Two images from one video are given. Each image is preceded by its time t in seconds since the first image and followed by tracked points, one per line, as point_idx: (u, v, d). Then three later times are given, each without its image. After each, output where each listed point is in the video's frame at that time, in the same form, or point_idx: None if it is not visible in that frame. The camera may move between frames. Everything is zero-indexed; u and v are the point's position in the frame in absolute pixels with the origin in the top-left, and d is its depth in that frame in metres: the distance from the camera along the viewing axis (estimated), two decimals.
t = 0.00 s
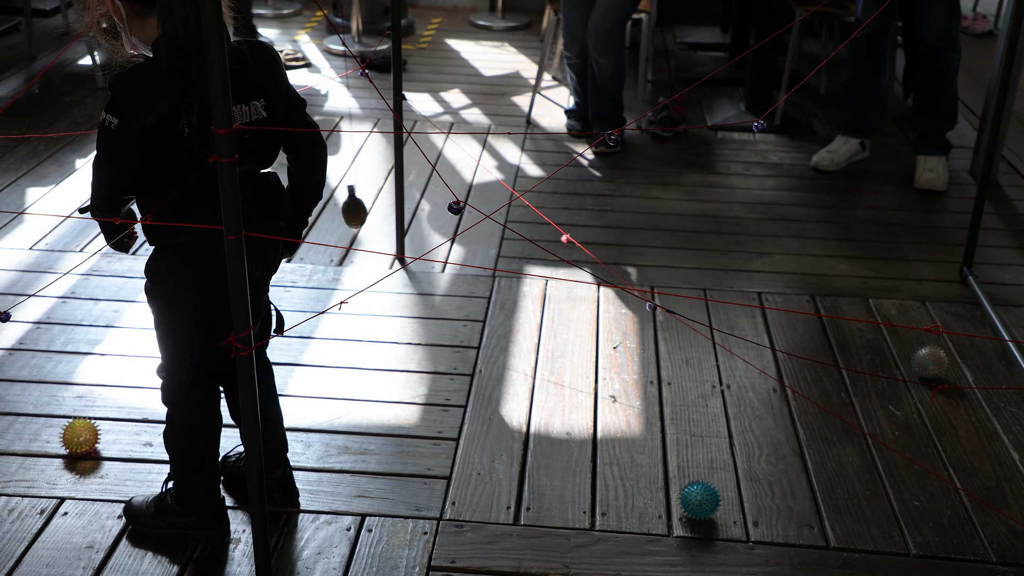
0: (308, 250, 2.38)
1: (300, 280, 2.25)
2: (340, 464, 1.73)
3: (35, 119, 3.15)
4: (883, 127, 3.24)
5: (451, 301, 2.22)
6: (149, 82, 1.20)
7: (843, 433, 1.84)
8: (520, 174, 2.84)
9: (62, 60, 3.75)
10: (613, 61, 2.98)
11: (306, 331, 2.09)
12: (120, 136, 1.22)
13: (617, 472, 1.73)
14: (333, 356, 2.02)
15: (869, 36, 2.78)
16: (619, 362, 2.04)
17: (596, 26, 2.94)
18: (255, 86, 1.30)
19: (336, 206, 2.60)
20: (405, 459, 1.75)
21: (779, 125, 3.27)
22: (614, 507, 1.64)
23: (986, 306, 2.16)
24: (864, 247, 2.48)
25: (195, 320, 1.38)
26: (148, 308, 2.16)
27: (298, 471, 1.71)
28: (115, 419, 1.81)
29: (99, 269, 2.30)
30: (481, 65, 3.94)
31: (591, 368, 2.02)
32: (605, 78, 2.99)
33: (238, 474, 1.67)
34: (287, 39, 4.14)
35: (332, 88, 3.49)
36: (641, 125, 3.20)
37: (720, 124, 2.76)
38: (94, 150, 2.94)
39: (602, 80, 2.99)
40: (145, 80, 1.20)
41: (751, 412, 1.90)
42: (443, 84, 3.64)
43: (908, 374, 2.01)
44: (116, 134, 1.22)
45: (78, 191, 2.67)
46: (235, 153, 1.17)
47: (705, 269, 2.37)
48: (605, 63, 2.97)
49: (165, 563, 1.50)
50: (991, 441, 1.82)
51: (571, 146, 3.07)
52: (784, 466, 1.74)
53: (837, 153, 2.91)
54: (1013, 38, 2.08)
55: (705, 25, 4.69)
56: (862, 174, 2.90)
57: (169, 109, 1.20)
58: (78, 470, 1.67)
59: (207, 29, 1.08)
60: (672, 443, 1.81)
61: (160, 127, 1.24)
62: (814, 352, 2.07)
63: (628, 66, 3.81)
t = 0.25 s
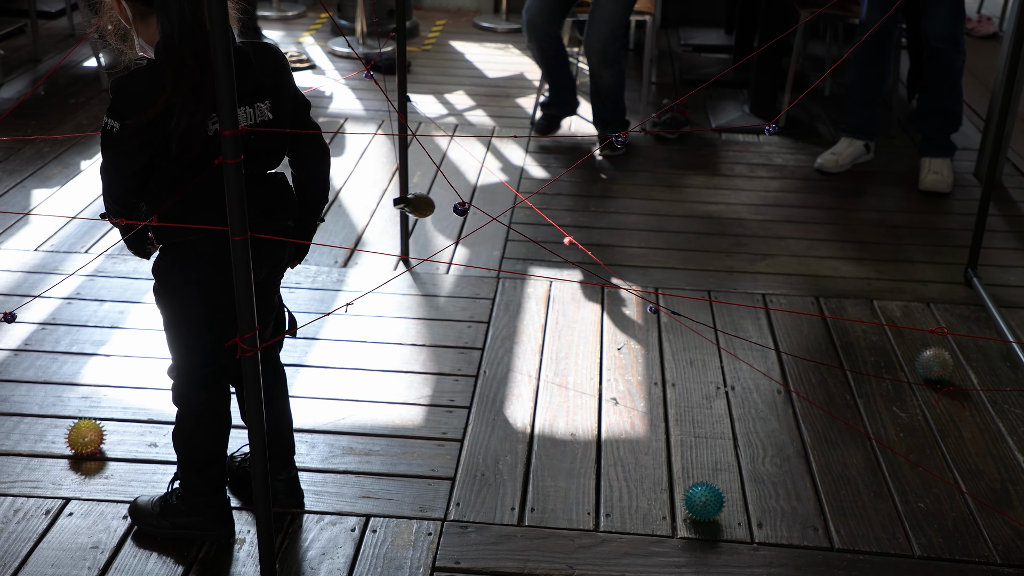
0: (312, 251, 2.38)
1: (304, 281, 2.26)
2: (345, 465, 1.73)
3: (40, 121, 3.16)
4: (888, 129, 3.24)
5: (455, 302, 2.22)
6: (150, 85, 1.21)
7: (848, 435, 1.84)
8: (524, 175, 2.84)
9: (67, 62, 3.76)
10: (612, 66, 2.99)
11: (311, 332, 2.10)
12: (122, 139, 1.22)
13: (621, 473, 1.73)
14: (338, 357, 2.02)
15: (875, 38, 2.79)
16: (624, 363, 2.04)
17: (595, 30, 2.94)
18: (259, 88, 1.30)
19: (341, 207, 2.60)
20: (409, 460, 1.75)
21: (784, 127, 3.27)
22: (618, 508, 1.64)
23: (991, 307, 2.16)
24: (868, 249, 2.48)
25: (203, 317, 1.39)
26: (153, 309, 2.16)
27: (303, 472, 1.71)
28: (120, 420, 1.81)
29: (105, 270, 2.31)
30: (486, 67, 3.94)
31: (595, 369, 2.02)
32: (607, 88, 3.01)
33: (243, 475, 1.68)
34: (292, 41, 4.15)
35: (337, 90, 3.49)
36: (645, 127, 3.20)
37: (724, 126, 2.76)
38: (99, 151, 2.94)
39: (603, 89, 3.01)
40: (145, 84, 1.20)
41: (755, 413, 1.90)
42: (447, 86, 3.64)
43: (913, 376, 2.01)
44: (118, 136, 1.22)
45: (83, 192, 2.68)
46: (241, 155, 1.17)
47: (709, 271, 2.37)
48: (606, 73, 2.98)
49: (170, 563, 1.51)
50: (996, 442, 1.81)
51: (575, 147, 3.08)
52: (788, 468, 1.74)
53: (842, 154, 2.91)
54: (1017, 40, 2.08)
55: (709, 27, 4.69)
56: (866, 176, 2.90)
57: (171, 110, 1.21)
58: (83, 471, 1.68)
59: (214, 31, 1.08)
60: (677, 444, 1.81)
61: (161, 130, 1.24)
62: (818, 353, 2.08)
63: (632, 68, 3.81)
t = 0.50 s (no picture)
0: (315, 250, 2.38)
1: (307, 279, 2.26)
2: (347, 463, 1.73)
3: (44, 119, 3.16)
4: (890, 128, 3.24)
5: (458, 301, 2.22)
6: (151, 83, 1.21)
7: (850, 434, 1.84)
8: (527, 174, 2.85)
9: (70, 61, 3.76)
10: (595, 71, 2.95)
11: (313, 331, 2.10)
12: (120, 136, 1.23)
13: (624, 472, 1.73)
14: (341, 356, 2.02)
15: (876, 37, 2.80)
16: (627, 363, 2.04)
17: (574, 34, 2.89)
18: (260, 87, 1.30)
19: (343, 206, 2.61)
20: (411, 458, 1.75)
21: (787, 126, 3.27)
22: (620, 507, 1.64)
23: (994, 307, 2.16)
24: (870, 249, 2.48)
25: (202, 314, 1.39)
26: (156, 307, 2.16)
27: (305, 470, 1.71)
28: (123, 418, 1.81)
29: (108, 268, 2.31)
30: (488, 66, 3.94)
31: (599, 369, 2.02)
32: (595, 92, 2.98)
33: (246, 474, 1.68)
34: (295, 40, 4.15)
35: (340, 88, 3.50)
36: (648, 126, 3.20)
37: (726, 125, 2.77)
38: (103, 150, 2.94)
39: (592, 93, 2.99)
40: (146, 83, 1.21)
41: (757, 412, 1.90)
42: (449, 85, 3.64)
43: (915, 375, 2.01)
44: (117, 132, 1.23)
45: (87, 190, 2.68)
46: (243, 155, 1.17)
47: (712, 270, 2.37)
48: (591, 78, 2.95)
49: (173, 560, 1.51)
50: (998, 442, 1.81)
51: (578, 147, 3.08)
52: (790, 467, 1.75)
53: (844, 154, 2.91)
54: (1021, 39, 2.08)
55: (712, 26, 4.69)
56: (869, 175, 2.90)
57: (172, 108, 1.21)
58: (86, 469, 1.68)
59: (218, 29, 1.08)
60: (679, 443, 1.81)
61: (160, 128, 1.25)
62: (820, 352, 2.08)
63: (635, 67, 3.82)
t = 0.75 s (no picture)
0: (322, 249, 2.38)
1: (314, 279, 2.25)
2: (356, 463, 1.73)
3: (51, 119, 3.16)
4: (898, 129, 3.24)
5: (466, 301, 2.21)
6: (158, 80, 1.21)
7: (860, 435, 1.83)
8: (534, 175, 2.85)
9: (77, 61, 3.75)
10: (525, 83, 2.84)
11: (321, 330, 2.09)
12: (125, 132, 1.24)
13: (633, 473, 1.72)
14: (349, 355, 2.01)
15: (882, 36, 2.81)
16: (636, 364, 2.03)
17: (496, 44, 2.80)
18: (264, 86, 1.31)
19: (350, 206, 2.60)
20: (421, 458, 1.74)
21: (794, 126, 3.26)
22: (630, 507, 1.63)
23: (1005, 307, 2.15)
24: (879, 249, 2.47)
25: (206, 314, 1.38)
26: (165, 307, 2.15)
27: (314, 470, 1.70)
28: (132, 417, 1.80)
29: (116, 267, 2.29)
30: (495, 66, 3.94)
31: (608, 370, 2.01)
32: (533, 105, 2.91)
33: (255, 473, 1.67)
34: (301, 40, 4.15)
35: (347, 88, 3.49)
36: (655, 126, 3.19)
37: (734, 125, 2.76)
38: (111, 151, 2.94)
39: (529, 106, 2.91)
40: (152, 80, 1.21)
41: (766, 413, 1.89)
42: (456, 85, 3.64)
43: (925, 376, 2.00)
44: (122, 129, 1.23)
45: (95, 190, 2.67)
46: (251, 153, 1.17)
47: (720, 270, 2.36)
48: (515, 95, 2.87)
49: (183, 559, 1.50)
50: (1009, 444, 1.80)
51: (585, 147, 3.08)
52: (800, 467, 1.74)
53: (852, 154, 2.90)
54: None
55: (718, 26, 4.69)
56: (876, 176, 2.89)
57: (179, 104, 1.21)
58: (96, 468, 1.67)
59: (225, 29, 1.08)
60: (689, 444, 1.80)
61: (165, 126, 1.25)
62: (829, 353, 2.07)
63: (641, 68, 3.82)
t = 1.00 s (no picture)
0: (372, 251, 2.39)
1: (365, 280, 2.27)
2: (407, 464, 1.73)
3: (107, 121, 3.21)
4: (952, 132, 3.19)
5: (516, 304, 2.21)
6: (213, 79, 1.24)
7: (915, 443, 1.80)
8: (582, 177, 2.84)
9: (132, 64, 3.81)
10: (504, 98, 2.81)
11: (372, 332, 2.10)
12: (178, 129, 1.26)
13: (684, 478, 1.70)
14: (400, 357, 2.02)
15: (939, 39, 2.77)
16: (686, 368, 2.01)
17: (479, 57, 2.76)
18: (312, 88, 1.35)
19: (400, 208, 2.62)
20: (471, 461, 1.74)
21: (845, 129, 3.23)
22: (681, 513, 1.62)
23: None
24: (935, 255, 2.43)
25: (257, 314, 1.40)
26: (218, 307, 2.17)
27: (366, 471, 1.71)
28: (188, 416, 1.82)
29: (171, 268, 2.32)
30: (543, 69, 3.94)
31: (657, 374, 1.99)
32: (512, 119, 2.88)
33: (307, 474, 1.68)
34: (351, 43, 4.18)
35: (396, 91, 3.52)
36: (704, 130, 3.18)
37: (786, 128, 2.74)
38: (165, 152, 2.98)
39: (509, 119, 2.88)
40: (207, 79, 1.24)
41: (819, 420, 1.86)
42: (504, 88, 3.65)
43: (982, 385, 1.96)
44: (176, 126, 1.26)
45: (150, 191, 2.71)
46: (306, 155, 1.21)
47: (771, 275, 2.34)
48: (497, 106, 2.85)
49: (236, 557, 1.51)
50: None
51: (633, 150, 3.07)
52: (854, 475, 1.71)
53: (905, 158, 2.87)
54: None
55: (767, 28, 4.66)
56: (929, 180, 2.85)
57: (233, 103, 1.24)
58: (152, 466, 1.69)
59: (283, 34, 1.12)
60: (740, 450, 1.78)
61: (218, 125, 1.27)
62: (883, 359, 2.04)
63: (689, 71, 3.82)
